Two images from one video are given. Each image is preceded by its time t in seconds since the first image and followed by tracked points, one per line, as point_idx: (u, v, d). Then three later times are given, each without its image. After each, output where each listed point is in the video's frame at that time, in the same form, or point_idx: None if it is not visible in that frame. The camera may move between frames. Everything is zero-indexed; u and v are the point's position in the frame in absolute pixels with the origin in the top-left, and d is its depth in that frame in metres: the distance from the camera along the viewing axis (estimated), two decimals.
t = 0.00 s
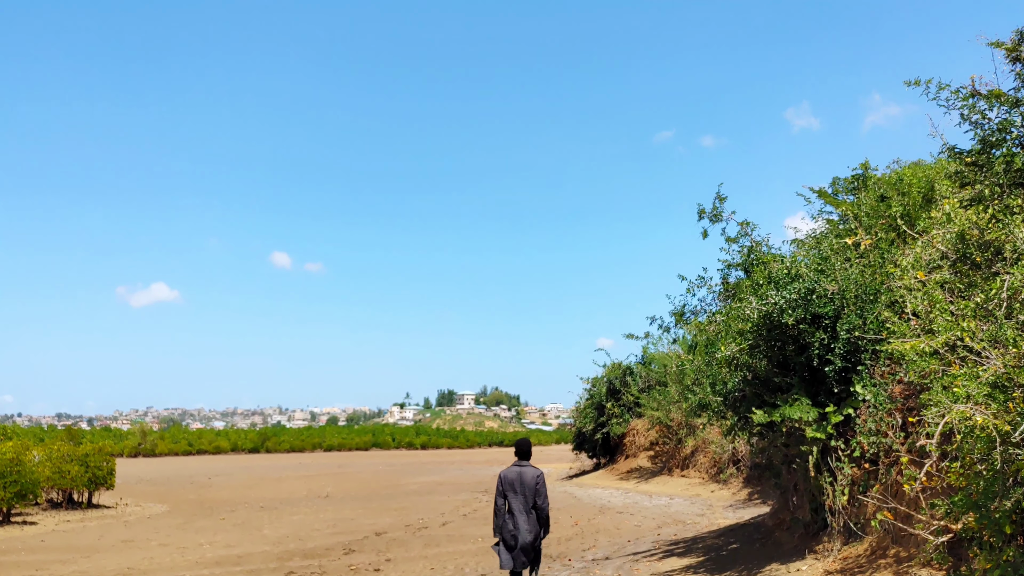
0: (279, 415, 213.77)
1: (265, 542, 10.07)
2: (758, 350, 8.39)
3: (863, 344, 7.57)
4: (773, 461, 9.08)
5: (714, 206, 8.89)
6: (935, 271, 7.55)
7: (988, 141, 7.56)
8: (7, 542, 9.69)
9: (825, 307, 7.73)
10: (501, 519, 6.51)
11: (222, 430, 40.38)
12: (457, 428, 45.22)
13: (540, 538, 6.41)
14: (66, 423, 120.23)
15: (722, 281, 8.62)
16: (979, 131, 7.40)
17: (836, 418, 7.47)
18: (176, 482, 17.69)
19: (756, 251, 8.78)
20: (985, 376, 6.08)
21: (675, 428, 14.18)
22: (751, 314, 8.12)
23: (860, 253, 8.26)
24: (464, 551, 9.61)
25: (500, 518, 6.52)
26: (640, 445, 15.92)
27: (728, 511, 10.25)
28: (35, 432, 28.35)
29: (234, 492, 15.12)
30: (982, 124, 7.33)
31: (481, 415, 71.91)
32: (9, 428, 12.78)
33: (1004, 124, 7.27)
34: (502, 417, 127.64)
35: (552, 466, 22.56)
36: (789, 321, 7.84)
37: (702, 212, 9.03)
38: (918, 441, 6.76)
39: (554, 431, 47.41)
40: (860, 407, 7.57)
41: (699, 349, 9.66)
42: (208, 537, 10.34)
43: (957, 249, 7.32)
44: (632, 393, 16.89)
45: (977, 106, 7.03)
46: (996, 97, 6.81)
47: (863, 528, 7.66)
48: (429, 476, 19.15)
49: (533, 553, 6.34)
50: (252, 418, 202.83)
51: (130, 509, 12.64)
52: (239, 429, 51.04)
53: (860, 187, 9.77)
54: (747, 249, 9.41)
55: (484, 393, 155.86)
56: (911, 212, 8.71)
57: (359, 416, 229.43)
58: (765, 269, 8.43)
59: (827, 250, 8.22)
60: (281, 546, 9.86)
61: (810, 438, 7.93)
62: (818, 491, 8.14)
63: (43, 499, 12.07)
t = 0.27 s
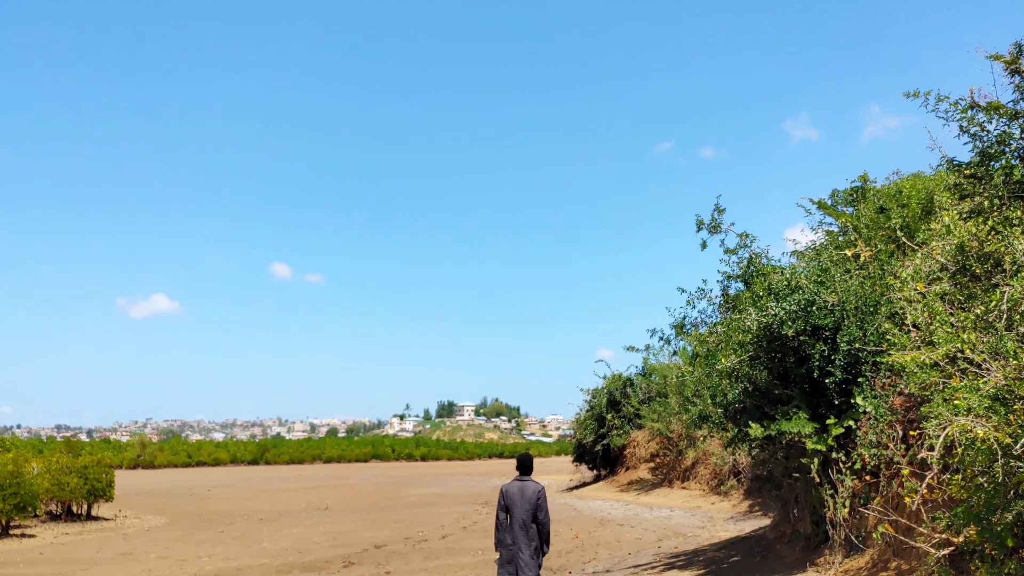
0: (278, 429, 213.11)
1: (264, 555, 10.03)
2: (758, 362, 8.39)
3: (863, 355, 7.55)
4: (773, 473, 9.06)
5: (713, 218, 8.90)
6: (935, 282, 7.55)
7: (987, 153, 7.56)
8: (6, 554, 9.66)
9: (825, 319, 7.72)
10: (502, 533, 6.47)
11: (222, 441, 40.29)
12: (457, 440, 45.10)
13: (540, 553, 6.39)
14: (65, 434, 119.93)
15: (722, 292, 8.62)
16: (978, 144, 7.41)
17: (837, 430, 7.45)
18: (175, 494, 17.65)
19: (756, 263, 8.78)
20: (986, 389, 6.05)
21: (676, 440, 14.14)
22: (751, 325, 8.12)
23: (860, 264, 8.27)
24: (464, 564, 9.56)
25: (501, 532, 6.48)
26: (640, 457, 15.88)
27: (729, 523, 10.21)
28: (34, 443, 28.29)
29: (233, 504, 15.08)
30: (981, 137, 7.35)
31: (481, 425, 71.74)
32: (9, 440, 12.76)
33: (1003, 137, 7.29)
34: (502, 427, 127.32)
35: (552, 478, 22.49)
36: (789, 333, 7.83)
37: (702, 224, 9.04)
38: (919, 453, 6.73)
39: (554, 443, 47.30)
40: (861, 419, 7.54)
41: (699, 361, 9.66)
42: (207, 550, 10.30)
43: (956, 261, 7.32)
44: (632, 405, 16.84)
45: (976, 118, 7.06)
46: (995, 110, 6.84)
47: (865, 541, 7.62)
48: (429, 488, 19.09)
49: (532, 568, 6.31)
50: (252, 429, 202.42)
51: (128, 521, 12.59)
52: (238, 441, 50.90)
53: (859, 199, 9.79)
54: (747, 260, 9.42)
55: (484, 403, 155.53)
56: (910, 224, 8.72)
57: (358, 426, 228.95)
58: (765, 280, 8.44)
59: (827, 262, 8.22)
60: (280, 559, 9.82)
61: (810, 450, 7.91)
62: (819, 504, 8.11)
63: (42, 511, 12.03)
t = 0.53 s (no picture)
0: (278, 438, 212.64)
1: (262, 568, 9.99)
2: (758, 374, 8.38)
3: (864, 368, 7.53)
4: (774, 486, 9.05)
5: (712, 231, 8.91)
6: (935, 294, 7.54)
7: (986, 166, 7.57)
8: (4, 568, 9.63)
9: (825, 331, 7.71)
10: (506, 545, 6.40)
11: (221, 453, 40.19)
12: (457, 451, 44.98)
13: (542, 567, 6.39)
14: (64, 444, 119.71)
15: (722, 304, 8.62)
16: (977, 156, 7.42)
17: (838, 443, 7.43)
18: (173, 507, 17.59)
19: (756, 275, 8.79)
20: (986, 401, 6.03)
21: (676, 452, 14.10)
22: (751, 338, 8.11)
23: (860, 276, 8.27)
24: None
25: (504, 545, 6.40)
26: (640, 469, 15.84)
27: (730, 536, 10.17)
28: (33, 455, 28.23)
29: (231, 517, 15.03)
30: (980, 149, 7.36)
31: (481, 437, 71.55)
32: (8, 452, 12.72)
33: (1002, 149, 7.30)
34: (503, 437, 126.98)
35: (552, 491, 22.44)
36: (789, 345, 7.82)
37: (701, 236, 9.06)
38: (920, 466, 6.70)
39: (554, 455, 47.17)
40: (862, 431, 7.51)
41: (699, 373, 9.65)
42: (205, 563, 10.27)
43: (956, 273, 7.31)
44: (632, 417, 16.80)
45: (975, 130, 7.08)
46: (994, 122, 6.85)
47: (867, 555, 7.56)
48: (429, 501, 19.03)
49: None
50: (252, 439, 201.97)
51: (127, 534, 12.55)
52: (238, 454, 50.70)
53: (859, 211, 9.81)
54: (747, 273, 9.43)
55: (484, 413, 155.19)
56: (910, 236, 8.73)
57: (358, 435, 228.40)
58: (765, 293, 8.44)
59: (827, 274, 8.23)
60: (279, 572, 9.78)
61: (811, 463, 7.88)
62: (820, 517, 8.08)
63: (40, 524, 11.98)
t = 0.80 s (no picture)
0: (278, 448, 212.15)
1: None
2: (759, 386, 8.37)
3: (864, 380, 7.52)
4: (775, 498, 9.02)
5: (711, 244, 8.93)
6: (935, 306, 7.53)
7: (985, 178, 7.58)
8: None
9: (825, 343, 7.70)
10: (508, 553, 6.35)
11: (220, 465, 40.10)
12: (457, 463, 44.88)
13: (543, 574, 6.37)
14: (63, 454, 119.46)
15: (722, 317, 8.62)
16: (976, 167, 7.43)
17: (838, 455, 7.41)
18: (173, 519, 17.54)
19: (756, 287, 8.80)
20: (987, 413, 6.00)
21: (676, 464, 14.05)
22: (751, 349, 8.11)
23: (860, 288, 8.28)
24: None
25: (506, 553, 6.35)
26: (641, 481, 15.80)
27: (731, 549, 10.13)
28: (32, 467, 28.19)
29: (230, 529, 14.98)
30: (979, 162, 7.37)
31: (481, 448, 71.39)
32: (7, 464, 12.71)
33: (1001, 162, 7.31)
34: (503, 447, 126.60)
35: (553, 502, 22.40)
36: (789, 357, 7.83)
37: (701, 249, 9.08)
38: (921, 478, 6.67)
39: (554, 467, 47.06)
40: (863, 444, 7.49)
41: (700, 385, 9.65)
42: None
43: (956, 285, 7.30)
44: (633, 429, 16.77)
45: (973, 143, 7.10)
46: (993, 134, 6.88)
47: (868, 569, 7.45)
48: (428, 513, 18.97)
49: None
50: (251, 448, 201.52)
51: (126, 547, 12.50)
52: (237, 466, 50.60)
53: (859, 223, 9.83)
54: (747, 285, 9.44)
55: (484, 423, 154.80)
56: (910, 248, 8.75)
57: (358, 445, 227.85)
58: (765, 304, 8.45)
59: (826, 286, 8.23)
60: None
61: (812, 475, 7.85)
62: (821, 529, 8.04)
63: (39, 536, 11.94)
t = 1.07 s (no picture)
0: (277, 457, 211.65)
1: None
2: (759, 397, 8.36)
3: (864, 391, 7.50)
4: (776, 509, 9.00)
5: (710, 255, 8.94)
6: (935, 317, 7.52)
7: (985, 188, 7.58)
8: None
9: (826, 354, 7.69)
10: (508, 564, 6.31)
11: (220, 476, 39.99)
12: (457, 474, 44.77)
13: None
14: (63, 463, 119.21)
15: (722, 327, 8.62)
16: (975, 178, 7.44)
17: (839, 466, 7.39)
18: (172, 531, 17.49)
19: (755, 298, 8.80)
20: (987, 425, 5.97)
21: (677, 475, 13.99)
22: (751, 360, 8.11)
23: (860, 298, 8.28)
24: None
25: (506, 564, 6.31)
26: (641, 492, 15.75)
27: (731, 560, 10.09)
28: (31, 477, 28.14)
29: (229, 541, 14.93)
30: (978, 172, 7.38)
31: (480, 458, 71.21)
32: (7, 475, 12.71)
33: (1000, 173, 7.32)
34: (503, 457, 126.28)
35: (553, 514, 22.31)
36: (789, 368, 7.82)
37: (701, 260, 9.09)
38: (922, 490, 6.64)
39: (554, 477, 46.93)
40: (863, 455, 7.46)
41: (700, 396, 9.65)
42: None
43: (956, 295, 7.28)
44: (633, 440, 16.71)
45: (973, 153, 7.11)
46: (993, 145, 6.89)
47: None
48: (428, 524, 18.90)
49: None
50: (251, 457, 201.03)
51: (125, 558, 12.46)
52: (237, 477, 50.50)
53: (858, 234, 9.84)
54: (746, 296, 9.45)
55: (484, 436, 154.50)
56: (910, 258, 8.75)
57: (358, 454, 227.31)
58: (765, 315, 8.45)
59: (826, 296, 8.23)
60: None
61: (813, 487, 7.82)
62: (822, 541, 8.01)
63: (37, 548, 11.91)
